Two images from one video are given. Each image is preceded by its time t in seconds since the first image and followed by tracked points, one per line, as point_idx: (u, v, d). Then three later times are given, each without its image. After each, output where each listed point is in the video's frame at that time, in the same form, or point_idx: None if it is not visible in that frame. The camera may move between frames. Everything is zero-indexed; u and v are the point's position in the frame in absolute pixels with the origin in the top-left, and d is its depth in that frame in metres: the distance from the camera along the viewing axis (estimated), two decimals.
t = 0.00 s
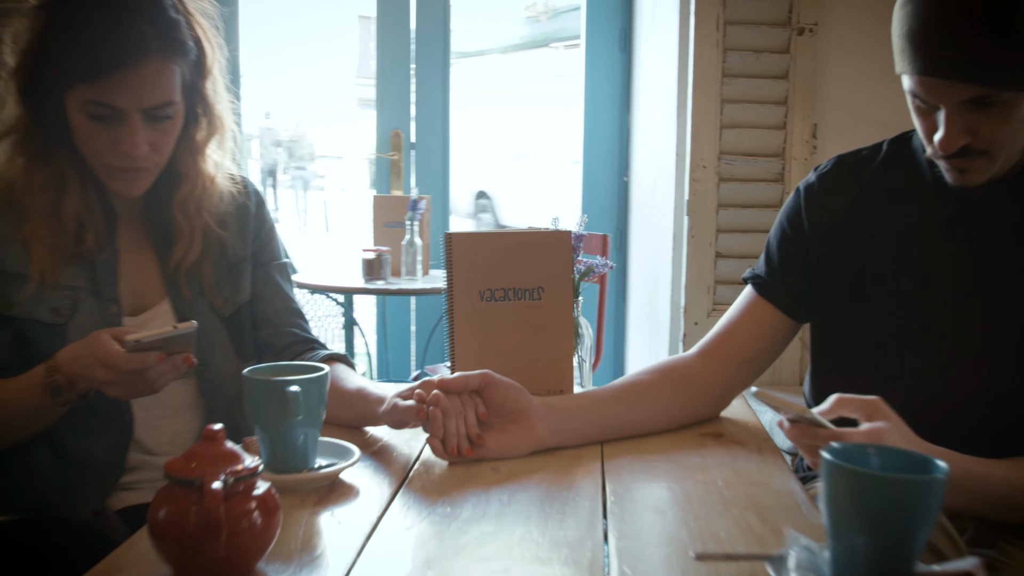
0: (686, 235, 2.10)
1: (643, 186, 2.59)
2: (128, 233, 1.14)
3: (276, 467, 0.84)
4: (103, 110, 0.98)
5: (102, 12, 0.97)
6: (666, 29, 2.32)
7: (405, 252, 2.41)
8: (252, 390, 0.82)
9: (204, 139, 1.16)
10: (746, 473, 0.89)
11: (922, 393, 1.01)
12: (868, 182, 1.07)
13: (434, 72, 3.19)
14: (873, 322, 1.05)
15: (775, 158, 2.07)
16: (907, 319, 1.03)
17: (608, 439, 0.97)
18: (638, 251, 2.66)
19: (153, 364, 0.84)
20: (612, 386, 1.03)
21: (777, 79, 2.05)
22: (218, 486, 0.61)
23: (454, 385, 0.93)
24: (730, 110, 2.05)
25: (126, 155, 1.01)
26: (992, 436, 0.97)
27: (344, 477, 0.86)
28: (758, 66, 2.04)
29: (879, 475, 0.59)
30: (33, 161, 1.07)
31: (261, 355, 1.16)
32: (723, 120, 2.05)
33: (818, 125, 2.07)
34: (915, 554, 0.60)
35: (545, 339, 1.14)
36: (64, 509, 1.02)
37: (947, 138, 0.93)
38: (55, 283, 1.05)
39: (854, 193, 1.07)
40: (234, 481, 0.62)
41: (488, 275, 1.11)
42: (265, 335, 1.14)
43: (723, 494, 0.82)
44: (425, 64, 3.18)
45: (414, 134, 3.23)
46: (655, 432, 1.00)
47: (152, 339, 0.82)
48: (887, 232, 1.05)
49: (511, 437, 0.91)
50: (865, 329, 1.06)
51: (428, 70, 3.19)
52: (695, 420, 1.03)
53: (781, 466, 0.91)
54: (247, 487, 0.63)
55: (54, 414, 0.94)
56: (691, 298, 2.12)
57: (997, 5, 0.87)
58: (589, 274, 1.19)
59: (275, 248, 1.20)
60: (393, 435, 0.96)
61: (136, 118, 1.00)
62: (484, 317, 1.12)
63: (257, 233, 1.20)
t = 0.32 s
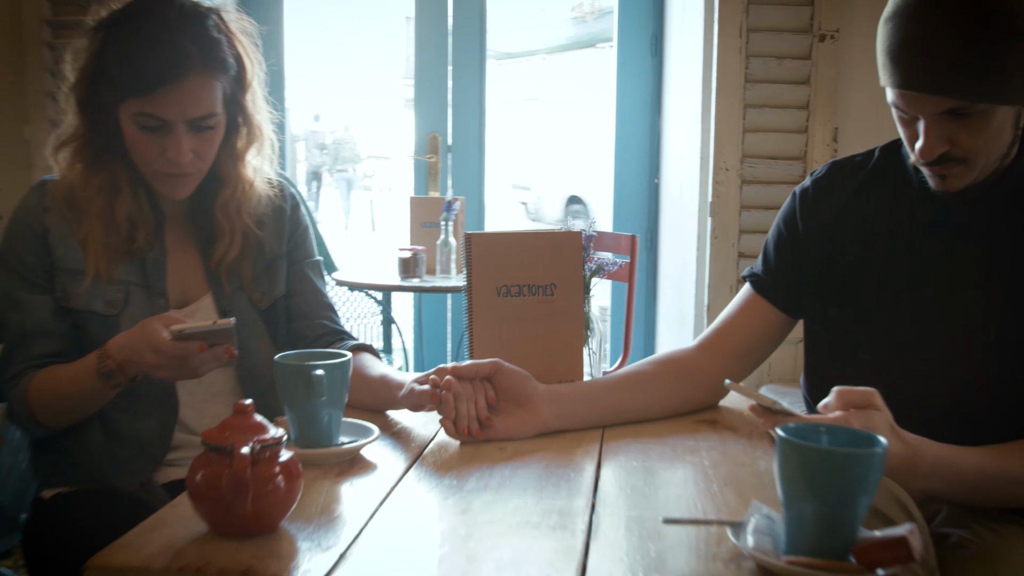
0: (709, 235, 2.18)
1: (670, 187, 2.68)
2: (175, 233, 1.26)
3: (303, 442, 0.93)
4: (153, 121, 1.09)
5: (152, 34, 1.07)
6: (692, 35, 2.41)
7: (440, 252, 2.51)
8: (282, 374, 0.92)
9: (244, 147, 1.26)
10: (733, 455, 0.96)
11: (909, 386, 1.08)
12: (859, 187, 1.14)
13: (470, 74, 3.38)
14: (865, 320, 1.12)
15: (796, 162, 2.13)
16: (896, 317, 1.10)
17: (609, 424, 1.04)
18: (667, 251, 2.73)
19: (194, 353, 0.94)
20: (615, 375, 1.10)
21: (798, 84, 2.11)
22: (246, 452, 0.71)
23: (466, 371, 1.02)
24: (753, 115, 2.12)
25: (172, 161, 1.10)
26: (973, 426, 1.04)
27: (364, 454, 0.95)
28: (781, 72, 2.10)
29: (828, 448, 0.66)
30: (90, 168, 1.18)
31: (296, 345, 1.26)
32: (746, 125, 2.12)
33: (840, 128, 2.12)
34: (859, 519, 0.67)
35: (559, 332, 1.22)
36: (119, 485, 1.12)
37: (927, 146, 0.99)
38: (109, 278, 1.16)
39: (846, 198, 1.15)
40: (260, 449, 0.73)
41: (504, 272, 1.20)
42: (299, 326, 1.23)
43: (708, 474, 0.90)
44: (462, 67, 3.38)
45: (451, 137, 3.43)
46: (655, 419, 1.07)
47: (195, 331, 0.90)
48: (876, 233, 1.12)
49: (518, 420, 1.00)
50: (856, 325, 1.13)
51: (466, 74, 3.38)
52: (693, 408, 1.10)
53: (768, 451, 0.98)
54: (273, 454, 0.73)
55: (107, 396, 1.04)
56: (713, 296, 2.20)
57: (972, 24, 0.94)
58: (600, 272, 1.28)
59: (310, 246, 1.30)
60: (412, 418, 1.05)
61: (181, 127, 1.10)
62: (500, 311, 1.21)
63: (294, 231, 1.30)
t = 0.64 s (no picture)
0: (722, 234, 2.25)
1: (687, 187, 2.76)
2: (204, 229, 1.35)
3: (318, 422, 1.01)
4: (182, 124, 1.17)
5: (183, 44, 1.16)
6: (707, 38, 2.48)
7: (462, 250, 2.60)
8: (299, 358, 1.01)
9: (268, 149, 1.35)
10: (717, 438, 1.03)
11: (890, 375, 1.14)
12: (846, 186, 1.21)
13: (494, 76, 3.50)
14: (849, 314, 1.18)
15: (807, 164, 2.19)
16: (878, 311, 1.16)
17: (604, 410, 1.11)
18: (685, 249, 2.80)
19: (217, 338, 1.03)
20: (611, 363, 1.17)
21: (809, 87, 2.16)
22: (259, 423, 0.80)
23: (470, 358, 1.09)
24: (764, 117, 2.18)
25: (200, 162, 1.19)
26: (949, 413, 1.11)
27: (374, 433, 1.03)
28: (791, 75, 2.16)
29: (784, 423, 0.73)
30: (125, 168, 1.27)
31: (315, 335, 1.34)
32: (757, 126, 2.19)
33: (851, 130, 2.16)
34: (813, 489, 0.74)
35: (561, 323, 1.29)
36: (150, 463, 1.21)
37: (903, 148, 1.05)
38: (142, 270, 1.25)
39: (834, 196, 1.21)
40: (273, 422, 0.81)
41: (511, 267, 1.27)
42: (319, 317, 1.32)
43: (691, 453, 0.97)
44: (486, 70, 3.50)
45: (474, 138, 3.57)
46: (648, 405, 1.14)
47: (216, 317, 1.00)
48: (861, 230, 1.18)
49: (517, 404, 1.07)
50: (841, 316, 1.19)
51: (490, 75, 3.50)
52: (685, 395, 1.17)
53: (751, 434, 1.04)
54: (285, 427, 0.81)
55: (140, 378, 1.13)
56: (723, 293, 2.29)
57: (945, 33, 1.00)
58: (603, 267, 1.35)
59: (329, 242, 1.39)
60: (420, 402, 1.13)
61: (208, 131, 1.18)
62: (507, 303, 1.28)
63: (314, 229, 1.39)
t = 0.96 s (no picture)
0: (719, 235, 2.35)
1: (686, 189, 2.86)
2: (215, 229, 1.43)
3: (318, 411, 1.08)
4: (194, 133, 1.25)
5: (194, 56, 1.23)
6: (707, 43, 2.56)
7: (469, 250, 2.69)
8: (301, 351, 1.08)
9: (275, 156, 1.43)
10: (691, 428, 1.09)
11: (858, 371, 1.21)
12: (819, 192, 1.28)
13: (503, 80, 3.68)
14: (821, 313, 1.25)
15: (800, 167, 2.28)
16: (849, 310, 1.23)
17: (589, 402, 1.18)
18: (687, 250, 2.87)
19: (226, 332, 1.10)
20: (597, 357, 1.24)
21: (804, 92, 2.28)
22: (259, 408, 0.88)
23: (460, 352, 1.17)
24: (761, 121, 2.30)
25: (211, 169, 1.26)
26: (913, 406, 1.17)
27: (370, 421, 1.10)
28: (787, 81, 2.28)
29: (737, 411, 0.80)
30: (141, 173, 1.35)
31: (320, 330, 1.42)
32: (755, 130, 2.30)
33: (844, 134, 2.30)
34: (763, 470, 0.81)
35: (551, 321, 1.36)
36: (164, 451, 1.28)
37: (869, 156, 1.12)
38: (157, 269, 1.33)
39: (808, 201, 1.28)
40: (272, 407, 0.89)
41: (504, 267, 1.35)
42: (323, 314, 1.40)
43: (663, 440, 1.04)
44: (494, 75, 3.68)
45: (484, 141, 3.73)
46: (630, 397, 1.21)
47: (226, 312, 1.08)
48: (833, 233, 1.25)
49: (505, 395, 1.14)
50: (814, 315, 1.26)
51: (499, 81, 3.68)
52: (666, 388, 1.24)
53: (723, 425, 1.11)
54: (284, 413, 0.89)
55: (155, 371, 1.20)
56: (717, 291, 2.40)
57: (907, 48, 1.06)
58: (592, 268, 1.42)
59: (333, 244, 1.47)
60: (416, 393, 1.20)
61: (219, 140, 1.26)
62: (500, 301, 1.35)
63: (319, 231, 1.46)
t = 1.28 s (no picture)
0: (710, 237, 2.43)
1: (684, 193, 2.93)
2: (220, 234, 1.50)
3: (316, 403, 1.16)
4: (200, 143, 1.33)
5: (199, 70, 1.31)
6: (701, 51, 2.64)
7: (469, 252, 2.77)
8: (300, 347, 1.16)
9: (278, 162, 1.51)
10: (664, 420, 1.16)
11: (826, 367, 1.28)
12: (791, 197, 1.35)
13: (504, 85, 3.77)
14: (792, 312, 1.32)
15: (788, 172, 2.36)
16: (817, 310, 1.29)
17: (571, 396, 1.25)
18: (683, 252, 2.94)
19: (228, 333, 1.18)
20: (580, 354, 1.31)
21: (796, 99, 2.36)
22: (257, 399, 0.95)
23: (450, 348, 1.24)
24: (752, 127, 2.39)
25: (216, 176, 1.34)
26: (878, 400, 1.24)
27: (364, 413, 1.17)
28: (778, 88, 2.36)
29: (695, 402, 0.87)
30: (150, 179, 1.43)
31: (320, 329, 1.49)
32: (746, 137, 2.39)
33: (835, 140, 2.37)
34: (720, 456, 0.88)
35: (539, 319, 1.43)
36: (171, 442, 1.36)
37: (834, 164, 1.18)
38: (165, 270, 1.40)
39: (780, 206, 1.35)
40: (270, 398, 0.97)
41: (495, 270, 1.42)
42: (323, 313, 1.47)
43: (636, 431, 1.11)
44: (495, 81, 3.76)
45: (485, 146, 3.82)
46: (610, 392, 1.28)
47: (230, 313, 1.17)
48: (803, 237, 1.32)
49: (491, 390, 1.21)
50: (785, 314, 1.33)
51: (500, 88, 3.76)
52: (645, 384, 1.30)
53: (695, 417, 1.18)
54: (281, 403, 0.97)
55: (163, 367, 1.28)
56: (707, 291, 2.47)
57: (867, 63, 1.12)
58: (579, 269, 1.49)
59: (333, 246, 1.54)
60: (409, 387, 1.27)
61: (223, 149, 1.34)
62: (490, 302, 1.42)
63: (319, 235, 1.54)
